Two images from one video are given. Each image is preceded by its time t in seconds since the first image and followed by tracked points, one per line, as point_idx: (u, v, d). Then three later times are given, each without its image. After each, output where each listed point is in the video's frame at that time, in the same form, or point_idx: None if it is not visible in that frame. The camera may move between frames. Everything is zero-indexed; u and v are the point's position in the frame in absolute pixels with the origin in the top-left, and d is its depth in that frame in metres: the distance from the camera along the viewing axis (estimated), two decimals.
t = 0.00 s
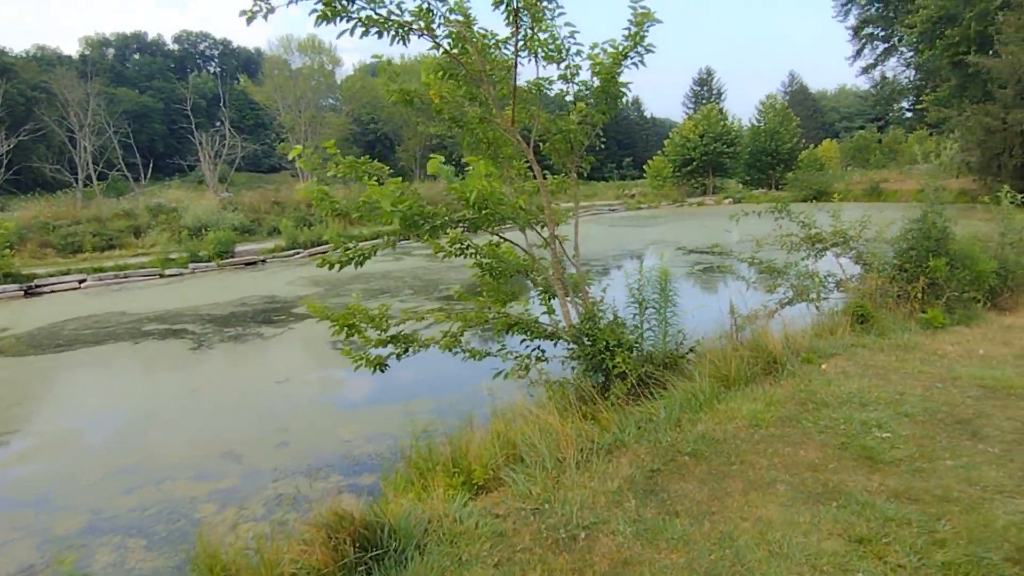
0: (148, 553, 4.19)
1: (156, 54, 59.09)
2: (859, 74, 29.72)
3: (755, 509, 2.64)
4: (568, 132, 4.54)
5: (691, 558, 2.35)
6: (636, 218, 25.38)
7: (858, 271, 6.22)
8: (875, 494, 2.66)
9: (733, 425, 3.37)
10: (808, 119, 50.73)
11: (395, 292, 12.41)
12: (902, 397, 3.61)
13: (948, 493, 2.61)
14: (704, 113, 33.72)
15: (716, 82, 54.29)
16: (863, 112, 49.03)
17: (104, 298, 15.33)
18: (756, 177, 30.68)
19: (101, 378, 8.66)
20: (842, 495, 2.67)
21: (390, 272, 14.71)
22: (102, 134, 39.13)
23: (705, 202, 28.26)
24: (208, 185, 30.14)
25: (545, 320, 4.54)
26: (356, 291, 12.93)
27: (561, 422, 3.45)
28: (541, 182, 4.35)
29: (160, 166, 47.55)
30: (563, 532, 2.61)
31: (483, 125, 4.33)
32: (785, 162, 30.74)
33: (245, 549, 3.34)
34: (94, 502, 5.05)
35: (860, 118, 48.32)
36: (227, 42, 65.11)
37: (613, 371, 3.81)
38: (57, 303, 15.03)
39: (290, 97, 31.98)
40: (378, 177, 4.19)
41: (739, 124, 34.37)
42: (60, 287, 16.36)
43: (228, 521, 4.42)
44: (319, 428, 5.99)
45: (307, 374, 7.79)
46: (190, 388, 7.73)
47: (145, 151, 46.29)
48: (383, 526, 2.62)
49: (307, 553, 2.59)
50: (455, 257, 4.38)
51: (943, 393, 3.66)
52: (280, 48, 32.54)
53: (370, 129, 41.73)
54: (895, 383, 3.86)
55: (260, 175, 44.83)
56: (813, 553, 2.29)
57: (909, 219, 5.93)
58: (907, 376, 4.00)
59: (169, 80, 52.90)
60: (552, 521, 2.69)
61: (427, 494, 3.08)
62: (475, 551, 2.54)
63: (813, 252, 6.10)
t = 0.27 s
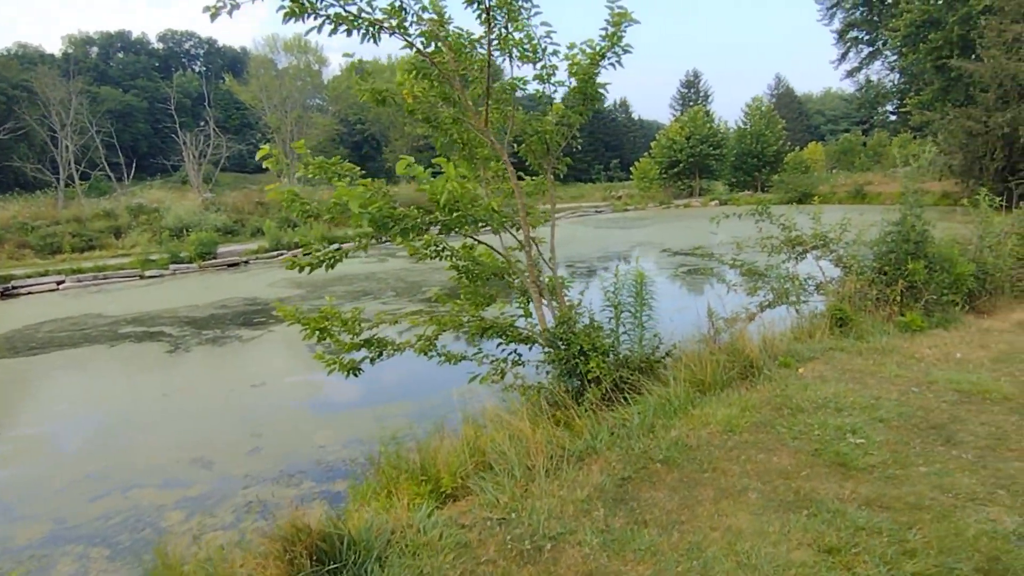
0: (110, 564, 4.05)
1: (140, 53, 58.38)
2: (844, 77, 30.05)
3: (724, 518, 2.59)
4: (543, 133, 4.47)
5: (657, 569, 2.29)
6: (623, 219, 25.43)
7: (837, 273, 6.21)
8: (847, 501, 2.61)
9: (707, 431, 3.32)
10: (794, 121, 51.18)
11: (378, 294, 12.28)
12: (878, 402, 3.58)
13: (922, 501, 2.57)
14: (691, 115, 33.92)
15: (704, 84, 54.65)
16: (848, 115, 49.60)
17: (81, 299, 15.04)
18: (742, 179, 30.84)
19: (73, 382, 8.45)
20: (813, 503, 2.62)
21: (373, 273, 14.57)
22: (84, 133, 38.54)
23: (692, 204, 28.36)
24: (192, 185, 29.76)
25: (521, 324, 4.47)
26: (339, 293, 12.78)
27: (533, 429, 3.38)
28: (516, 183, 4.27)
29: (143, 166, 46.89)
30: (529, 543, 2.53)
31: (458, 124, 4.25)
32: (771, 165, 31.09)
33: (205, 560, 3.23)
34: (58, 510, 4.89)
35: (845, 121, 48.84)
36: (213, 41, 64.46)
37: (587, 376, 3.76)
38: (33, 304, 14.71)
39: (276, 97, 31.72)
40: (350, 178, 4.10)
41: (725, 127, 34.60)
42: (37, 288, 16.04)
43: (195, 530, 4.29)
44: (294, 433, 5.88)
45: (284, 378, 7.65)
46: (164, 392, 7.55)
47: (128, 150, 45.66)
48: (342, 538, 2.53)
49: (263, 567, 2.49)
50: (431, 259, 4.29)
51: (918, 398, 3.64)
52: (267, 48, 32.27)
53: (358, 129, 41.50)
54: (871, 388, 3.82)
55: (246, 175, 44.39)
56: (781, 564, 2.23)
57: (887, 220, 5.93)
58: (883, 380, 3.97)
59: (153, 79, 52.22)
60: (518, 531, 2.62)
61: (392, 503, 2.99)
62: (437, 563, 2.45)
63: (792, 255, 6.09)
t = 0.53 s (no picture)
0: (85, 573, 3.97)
1: (139, 53, 58.31)
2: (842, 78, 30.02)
3: (704, 533, 2.50)
4: (528, 134, 4.40)
5: None
6: (620, 220, 25.39)
7: (830, 277, 6.13)
8: (830, 515, 2.53)
9: (690, 440, 3.24)
10: (792, 122, 51.15)
11: (370, 296, 12.20)
12: (867, 410, 3.51)
13: (906, 514, 2.49)
14: (688, 116, 33.91)
15: (702, 85, 54.61)
16: (846, 116, 49.59)
17: (74, 300, 14.96)
18: (739, 180, 30.79)
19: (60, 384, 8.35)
20: (795, 517, 2.55)
21: (367, 274, 14.49)
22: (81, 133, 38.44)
23: (689, 205, 28.30)
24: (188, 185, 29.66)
25: (506, 329, 4.40)
26: (332, 294, 12.69)
27: (514, 437, 3.31)
28: (500, 186, 4.20)
29: (141, 166, 46.79)
30: (502, 558, 2.45)
31: (441, 126, 4.18)
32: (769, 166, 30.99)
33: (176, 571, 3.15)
34: (36, 517, 4.80)
35: (843, 122, 48.79)
36: (212, 41, 64.36)
37: (571, 383, 3.69)
38: (25, 305, 14.62)
39: (274, 97, 31.65)
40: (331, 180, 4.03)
41: (723, 127, 34.56)
42: (30, 288, 15.97)
43: (173, 538, 4.21)
44: (279, 438, 5.79)
45: (271, 381, 7.56)
46: (150, 395, 7.46)
47: (126, 150, 45.58)
48: (309, 552, 2.45)
49: None
50: (413, 262, 4.23)
51: (908, 406, 3.57)
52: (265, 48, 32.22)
53: (355, 129, 41.42)
54: (859, 395, 3.75)
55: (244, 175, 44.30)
56: None
57: (879, 223, 5.86)
58: (873, 387, 3.90)
59: (151, 79, 52.12)
60: (492, 546, 2.54)
61: (366, 516, 2.91)
62: None
63: (785, 257, 6.03)
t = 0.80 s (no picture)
0: None
1: (142, 52, 58.41)
2: (845, 82, 29.95)
3: (692, 547, 2.41)
4: (520, 138, 4.35)
5: None
6: (620, 223, 25.33)
7: (829, 282, 6.03)
8: (821, 531, 2.44)
9: (681, 450, 3.16)
10: (794, 125, 51.05)
11: (366, 297, 12.11)
12: (862, 421, 3.42)
13: (902, 531, 2.41)
14: (690, 118, 33.88)
15: (704, 87, 54.54)
16: (849, 119, 49.47)
17: (72, 299, 14.92)
18: (741, 183, 30.70)
19: (52, 384, 8.28)
20: (787, 532, 2.45)
21: (364, 276, 14.41)
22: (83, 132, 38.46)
23: (690, 208, 28.19)
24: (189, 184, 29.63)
25: (496, 334, 4.31)
26: (328, 296, 12.61)
27: (500, 446, 3.23)
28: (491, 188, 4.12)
29: (142, 165, 46.77)
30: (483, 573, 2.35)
31: (431, 127, 4.10)
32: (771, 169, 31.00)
33: None
34: (19, 520, 4.71)
35: (845, 126, 48.68)
36: (215, 41, 64.41)
37: (560, 389, 3.61)
38: (22, 304, 14.56)
39: (276, 97, 31.66)
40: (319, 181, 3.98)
41: (725, 130, 34.49)
42: (28, 287, 15.94)
43: (156, 543, 4.13)
44: (268, 441, 5.72)
45: (264, 383, 7.49)
46: (140, 397, 7.38)
47: (128, 149, 45.60)
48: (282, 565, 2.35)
49: None
50: (403, 265, 4.16)
51: (905, 417, 3.48)
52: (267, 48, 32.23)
53: (356, 129, 41.39)
54: (855, 405, 3.67)
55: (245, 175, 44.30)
56: None
57: (878, 228, 5.77)
58: (870, 397, 3.81)
59: (153, 78, 52.13)
60: (472, 559, 2.45)
61: (346, 526, 2.82)
62: None
63: (782, 263, 5.94)
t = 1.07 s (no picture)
0: None
1: (147, 51, 58.54)
2: (848, 87, 29.89)
3: (682, 563, 2.31)
4: (514, 139, 4.27)
5: None
6: (622, 226, 25.26)
7: (829, 288, 5.93)
8: (817, 548, 2.34)
9: (673, 460, 3.07)
10: (797, 130, 50.98)
11: (364, 298, 12.05)
12: (861, 432, 3.33)
13: (901, 549, 2.31)
14: (692, 122, 33.87)
15: (707, 91, 54.50)
16: (852, 124, 49.37)
17: (70, 296, 14.86)
18: (743, 186, 30.60)
19: (44, 382, 8.18)
20: (781, 549, 2.35)
21: (362, 276, 14.34)
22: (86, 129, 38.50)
23: (692, 211, 28.10)
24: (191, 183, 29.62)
25: (487, 337, 4.23)
26: (326, 296, 12.53)
27: (489, 454, 3.14)
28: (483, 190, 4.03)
29: (145, 163, 46.80)
30: None
31: (424, 127, 4.02)
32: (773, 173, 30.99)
33: None
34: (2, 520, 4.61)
35: (848, 131, 48.60)
36: (220, 40, 64.54)
37: (551, 396, 3.53)
38: (20, 301, 14.51)
39: (278, 96, 31.68)
40: (309, 180, 3.88)
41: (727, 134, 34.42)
42: (27, 284, 15.88)
43: (139, 546, 4.03)
44: (257, 443, 5.63)
45: (256, 385, 7.40)
46: (132, 397, 7.28)
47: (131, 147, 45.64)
48: None
49: None
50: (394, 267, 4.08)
51: (905, 427, 3.39)
52: (270, 47, 32.27)
53: (359, 130, 41.40)
54: (854, 415, 3.58)
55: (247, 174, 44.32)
56: None
57: (879, 233, 5.67)
58: (869, 407, 3.72)
59: (157, 77, 52.21)
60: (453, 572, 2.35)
61: (326, 536, 2.72)
62: None
63: (781, 268, 5.85)
